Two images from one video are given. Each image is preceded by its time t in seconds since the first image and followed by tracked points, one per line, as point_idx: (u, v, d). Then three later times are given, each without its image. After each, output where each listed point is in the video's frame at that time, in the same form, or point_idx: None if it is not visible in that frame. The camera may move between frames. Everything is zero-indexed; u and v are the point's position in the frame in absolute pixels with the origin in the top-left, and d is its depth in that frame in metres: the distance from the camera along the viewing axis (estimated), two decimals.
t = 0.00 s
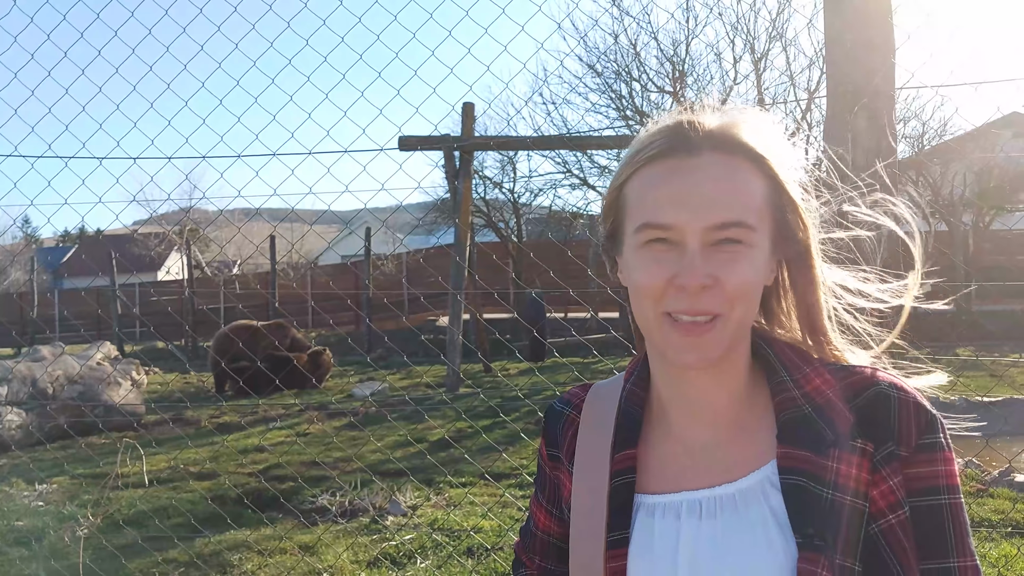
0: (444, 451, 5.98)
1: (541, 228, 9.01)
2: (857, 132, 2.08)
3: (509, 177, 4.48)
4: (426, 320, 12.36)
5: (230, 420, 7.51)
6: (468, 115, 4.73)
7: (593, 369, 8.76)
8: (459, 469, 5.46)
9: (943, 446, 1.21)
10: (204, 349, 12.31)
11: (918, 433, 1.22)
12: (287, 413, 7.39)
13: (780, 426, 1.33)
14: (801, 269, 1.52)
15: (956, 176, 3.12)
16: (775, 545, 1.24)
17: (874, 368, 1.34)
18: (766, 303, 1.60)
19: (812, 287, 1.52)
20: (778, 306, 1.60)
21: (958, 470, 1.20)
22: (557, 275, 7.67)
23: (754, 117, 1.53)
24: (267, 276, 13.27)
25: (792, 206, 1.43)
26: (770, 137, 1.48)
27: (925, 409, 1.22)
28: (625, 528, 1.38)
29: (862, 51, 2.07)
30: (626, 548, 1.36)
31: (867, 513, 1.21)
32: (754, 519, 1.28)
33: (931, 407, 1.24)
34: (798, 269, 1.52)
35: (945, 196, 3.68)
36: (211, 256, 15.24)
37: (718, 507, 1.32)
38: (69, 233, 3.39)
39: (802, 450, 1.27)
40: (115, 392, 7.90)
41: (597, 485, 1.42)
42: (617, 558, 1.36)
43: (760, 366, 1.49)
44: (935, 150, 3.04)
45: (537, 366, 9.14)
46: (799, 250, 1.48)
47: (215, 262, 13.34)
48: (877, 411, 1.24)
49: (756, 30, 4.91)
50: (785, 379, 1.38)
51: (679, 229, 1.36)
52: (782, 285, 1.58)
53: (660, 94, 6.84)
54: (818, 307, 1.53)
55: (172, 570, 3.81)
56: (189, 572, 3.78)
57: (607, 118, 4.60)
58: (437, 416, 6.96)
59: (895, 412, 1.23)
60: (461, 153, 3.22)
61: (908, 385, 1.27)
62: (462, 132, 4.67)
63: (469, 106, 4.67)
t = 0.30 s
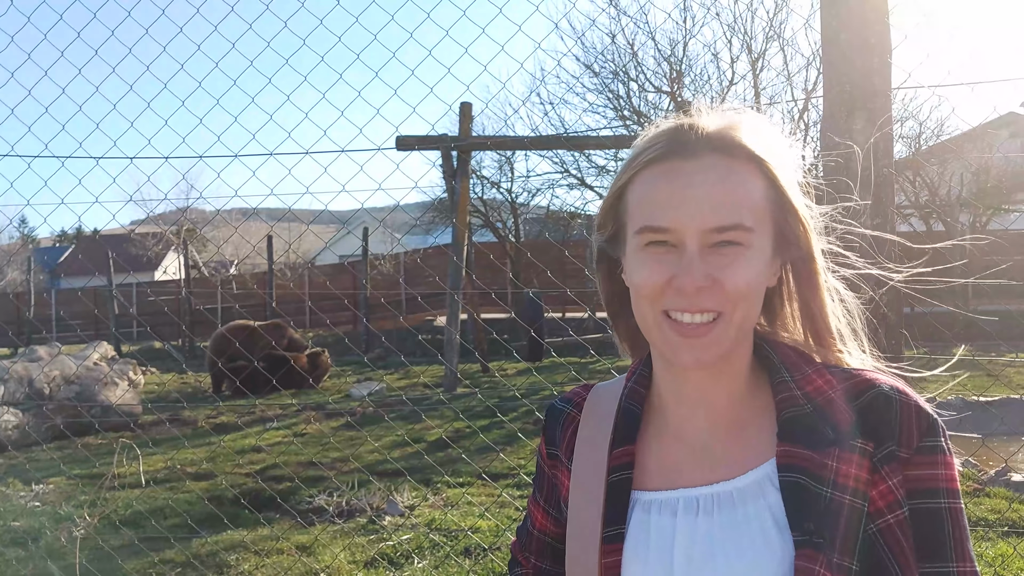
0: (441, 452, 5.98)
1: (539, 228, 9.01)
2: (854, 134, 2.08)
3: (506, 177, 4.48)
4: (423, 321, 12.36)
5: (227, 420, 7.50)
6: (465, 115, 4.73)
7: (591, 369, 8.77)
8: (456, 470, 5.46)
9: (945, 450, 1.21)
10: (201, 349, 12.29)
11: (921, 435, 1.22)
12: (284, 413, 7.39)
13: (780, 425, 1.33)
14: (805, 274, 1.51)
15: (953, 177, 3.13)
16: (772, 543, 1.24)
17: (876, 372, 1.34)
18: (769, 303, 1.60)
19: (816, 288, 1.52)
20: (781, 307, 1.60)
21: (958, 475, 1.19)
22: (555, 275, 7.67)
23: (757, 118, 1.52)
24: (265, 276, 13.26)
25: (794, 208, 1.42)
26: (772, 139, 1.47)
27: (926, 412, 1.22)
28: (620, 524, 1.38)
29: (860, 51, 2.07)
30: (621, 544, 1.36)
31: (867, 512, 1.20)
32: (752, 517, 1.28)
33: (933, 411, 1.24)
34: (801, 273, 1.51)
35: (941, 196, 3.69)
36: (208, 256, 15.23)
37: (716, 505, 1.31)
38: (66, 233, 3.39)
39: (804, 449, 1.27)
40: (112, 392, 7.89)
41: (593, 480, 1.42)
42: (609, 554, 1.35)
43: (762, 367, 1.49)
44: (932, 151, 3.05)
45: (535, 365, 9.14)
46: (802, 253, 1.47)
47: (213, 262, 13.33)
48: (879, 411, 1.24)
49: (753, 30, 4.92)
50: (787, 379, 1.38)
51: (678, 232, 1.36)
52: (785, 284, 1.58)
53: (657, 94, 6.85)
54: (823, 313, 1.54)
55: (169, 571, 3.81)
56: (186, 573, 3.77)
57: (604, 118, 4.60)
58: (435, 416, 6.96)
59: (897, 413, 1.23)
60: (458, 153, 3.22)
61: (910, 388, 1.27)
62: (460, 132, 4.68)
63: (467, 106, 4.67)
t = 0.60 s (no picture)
0: (440, 452, 5.99)
1: (538, 228, 9.02)
2: (851, 134, 2.09)
3: (505, 177, 4.49)
4: (423, 321, 12.37)
5: (226, 420, 7.51)
6: (464, 115, 4.73)
7: (590, 369, 8.77)
8: (455, 470, 5.46)
9: (940, 449, 1.19)
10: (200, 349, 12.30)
11: (912, 436, 1.20)
12: (283, 413, 7.39)
13: (767, 429, 1.33)
14: (806, 276, 1.50)
15: (951, 177, 3.14)
16: (759, 552, 1.25)
17: (874, 367, 1.32)
18: (769, 310, 1.58)
19: (817, 291, 1.50)
20: (779, 315, 1.57)
21: (954, 476, 1.17)
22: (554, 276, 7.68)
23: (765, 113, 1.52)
24: (264, 276, 13.26)
25: (794, 202, 1.41)
26: (779, 135, 1.47)
27: (919, 410, 1.20)
28: (621, 538, 1.38)
29: (856, 52, 2.07)
30: (622, 557, 1.36)
31: (850, 520, 1.20)
32: (741, 526, 1.28)
33: (928, 408, 1.22)
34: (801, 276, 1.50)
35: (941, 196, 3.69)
36: (207, 256, 15.24)
37: (708, 514, 1.32)
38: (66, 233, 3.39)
39: (786, 457, 1.28)
40: (111, 392, 7.89)
41: (595, 493, 1.42)
42: (613, 567, 1.36)
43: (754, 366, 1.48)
44: (931, 151, 3.06)
45: (534, 366, 9.15)
46: (803, 251, 1.45)
47: (212, 262, 13.33)
48: (868, 412, 1.23)
49: (752, 30, 4.92)
50: (773, 380, 1.39)
51: (673, 207, 1.38)
52: (787, 293, 1.55)
53: (656, 94, 6.86)
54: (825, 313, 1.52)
55: (168, 571, 3.81)
56: (185, 573, 3.77)
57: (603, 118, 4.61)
58: (434, 417, 6.97)
59: (886, 412, 1.22)
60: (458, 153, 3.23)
61: (904, 384, 1.25)
62: (459, 132, 4.68)
63: (466, 106, 4.68)
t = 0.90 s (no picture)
0: (439, 451, 6.00)
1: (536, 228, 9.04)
2: (851, 134, 2.11)
3: (504, 176, 4.50)
4: (421, 320, 12.38)
5: (225, 420, 7.51)
6: (463, 115, 4.74)
7: (587, 369, 8.79)
8: (454, 469, 5.47)
9: (943, 456, 1.20)
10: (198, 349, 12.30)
11: (915, 442, 1.21)
12: (282, 413, 7.40)
13: (772, 434, 1.34)
14: (807, 280, 1.51)
15: (949, 177, 3.16)
16: (764, 557, 1.26)
17: (878, 372, 1.33)
18: (776, 311, 1.59)
19: (818, 297, 1.52)
20: (786, 317, 1.58)
21: (958, 481, 1.18)
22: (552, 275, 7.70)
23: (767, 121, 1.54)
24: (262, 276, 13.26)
25: (797, 208, 1.43)
26: (784, 142, 1.49)
27: (923, 416, 1.22)
28: (628, 543, 1.40)
29: (856, 53, 2.08)
30: (629, 563, 1.38)
31: (852, 525, 1.21)
32: (746, 531, 1.29)
33: (932, 413, 1.23)
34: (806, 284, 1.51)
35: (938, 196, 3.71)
36: (205, 255, 15.22)
37: (715, 518, 1.33)
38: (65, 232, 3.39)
39: (790, 460, 1.28)
40: (109, 392, 7.89)
41: (603, 500, 1.44)
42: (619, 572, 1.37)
43: (759, 371, 1.50)
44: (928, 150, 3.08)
45: (532, 366, 9.16)
46: (804, 255, 1.47)
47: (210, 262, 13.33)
48: (872, 417, 1.25)
49: (749, 29, 4.95)
50: (778, 385, 1.41)
51: (677, 212, 1.39)
52: (789, 299, 1.56)
53: (654, 94, 6.89)
54: (829, 320, 1.54)
55: (168, 570, 3.81)
56: (184, 572, 3.77)
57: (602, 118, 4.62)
58: (432, 416, 6.98)
59: (891, 418, 1.23)
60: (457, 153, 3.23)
61: (909, 389, 1.26)
62: (457, 131, 4.69)
63: (464, 106, 4.69)
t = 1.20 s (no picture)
0: (439, 451, 6.01)
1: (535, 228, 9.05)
2: (848, 136, 2.12)
3: (502, 176, 4.50)
4: (420, 321, 12.39)
5: (224, 420, 7.52)
6: (462, 115, 4.75)
7: (587, 369, 8.81)
8: (454, 469, 5.49)
9: (943, 459, 1.21)
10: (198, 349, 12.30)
11: (916, 446, 1.22)
12: (282, 413, 7.41)
13: (770, 441, 1.35)
14: (798, 283, 1.52)
15: (947, 178, 3.17)
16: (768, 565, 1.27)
17: (876, 376, 1.34)
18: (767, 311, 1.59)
19: (810, 299, 1.53)
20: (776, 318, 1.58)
21: (959, 483, 1.20)
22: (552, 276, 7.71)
23: (756, 124, 1.54)
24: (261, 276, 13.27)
25: (788, 216, 1.44)
26: (774, 147, 1.50)
27: (922, 419, 1.23)
28: (632, 554, 1.40)
29: (854, 56, 2.10)
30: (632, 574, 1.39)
31: (855, 533, 1.22)
32: (751, 539, 1.31)
33: (930, 417, 1.24)
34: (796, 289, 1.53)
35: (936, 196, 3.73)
36: (204, 255, 15.23)
37: (717, 527, 1.35)
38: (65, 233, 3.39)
39: (791, 469, 1.29)
40: (109, 392, 7.90)
41: (602, 513, 1.45)
42: None
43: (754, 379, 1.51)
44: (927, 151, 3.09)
45: (532, 365, 9.18)
46: (795, 262, 1.48)
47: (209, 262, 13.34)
48: (871, 424, 1.26)
49: (748, 29, 4.97)
50: (774, 391, 1.42)
51: (666, 221, 1.40)
52: (780, 299, 1.56)
53: (653, 94, 6.91)
54: (816, 324, 1.55)
55: (169, 570, 3.82)
56: (185, 572, 3.78)
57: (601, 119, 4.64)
58: (432, 417, 6.99)
59: (890, 424, 1.24)
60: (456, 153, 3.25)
61: (905, 393, 1.27)
62: (457, 132, 4.70)
63: (464, 106, 4.70)
